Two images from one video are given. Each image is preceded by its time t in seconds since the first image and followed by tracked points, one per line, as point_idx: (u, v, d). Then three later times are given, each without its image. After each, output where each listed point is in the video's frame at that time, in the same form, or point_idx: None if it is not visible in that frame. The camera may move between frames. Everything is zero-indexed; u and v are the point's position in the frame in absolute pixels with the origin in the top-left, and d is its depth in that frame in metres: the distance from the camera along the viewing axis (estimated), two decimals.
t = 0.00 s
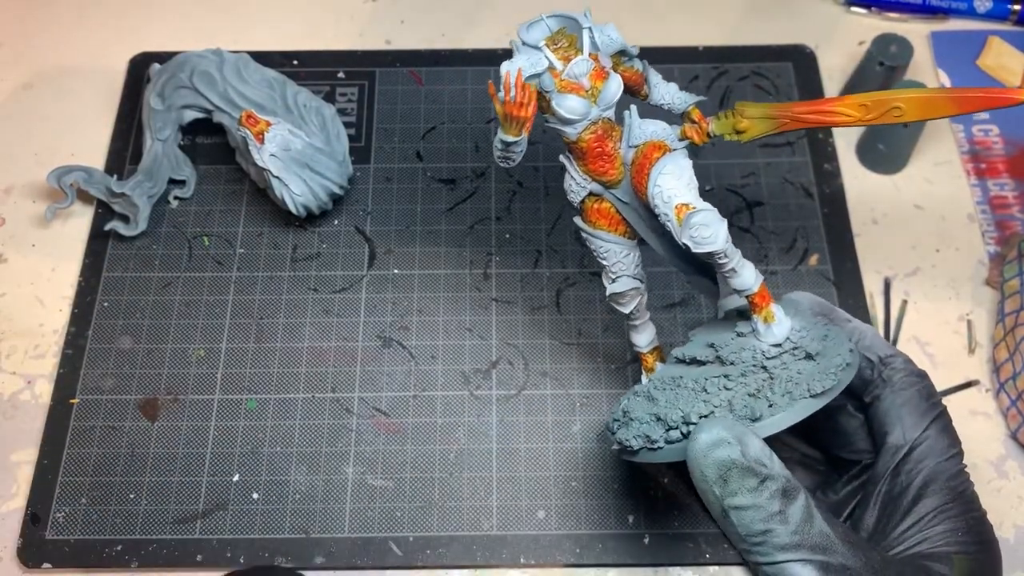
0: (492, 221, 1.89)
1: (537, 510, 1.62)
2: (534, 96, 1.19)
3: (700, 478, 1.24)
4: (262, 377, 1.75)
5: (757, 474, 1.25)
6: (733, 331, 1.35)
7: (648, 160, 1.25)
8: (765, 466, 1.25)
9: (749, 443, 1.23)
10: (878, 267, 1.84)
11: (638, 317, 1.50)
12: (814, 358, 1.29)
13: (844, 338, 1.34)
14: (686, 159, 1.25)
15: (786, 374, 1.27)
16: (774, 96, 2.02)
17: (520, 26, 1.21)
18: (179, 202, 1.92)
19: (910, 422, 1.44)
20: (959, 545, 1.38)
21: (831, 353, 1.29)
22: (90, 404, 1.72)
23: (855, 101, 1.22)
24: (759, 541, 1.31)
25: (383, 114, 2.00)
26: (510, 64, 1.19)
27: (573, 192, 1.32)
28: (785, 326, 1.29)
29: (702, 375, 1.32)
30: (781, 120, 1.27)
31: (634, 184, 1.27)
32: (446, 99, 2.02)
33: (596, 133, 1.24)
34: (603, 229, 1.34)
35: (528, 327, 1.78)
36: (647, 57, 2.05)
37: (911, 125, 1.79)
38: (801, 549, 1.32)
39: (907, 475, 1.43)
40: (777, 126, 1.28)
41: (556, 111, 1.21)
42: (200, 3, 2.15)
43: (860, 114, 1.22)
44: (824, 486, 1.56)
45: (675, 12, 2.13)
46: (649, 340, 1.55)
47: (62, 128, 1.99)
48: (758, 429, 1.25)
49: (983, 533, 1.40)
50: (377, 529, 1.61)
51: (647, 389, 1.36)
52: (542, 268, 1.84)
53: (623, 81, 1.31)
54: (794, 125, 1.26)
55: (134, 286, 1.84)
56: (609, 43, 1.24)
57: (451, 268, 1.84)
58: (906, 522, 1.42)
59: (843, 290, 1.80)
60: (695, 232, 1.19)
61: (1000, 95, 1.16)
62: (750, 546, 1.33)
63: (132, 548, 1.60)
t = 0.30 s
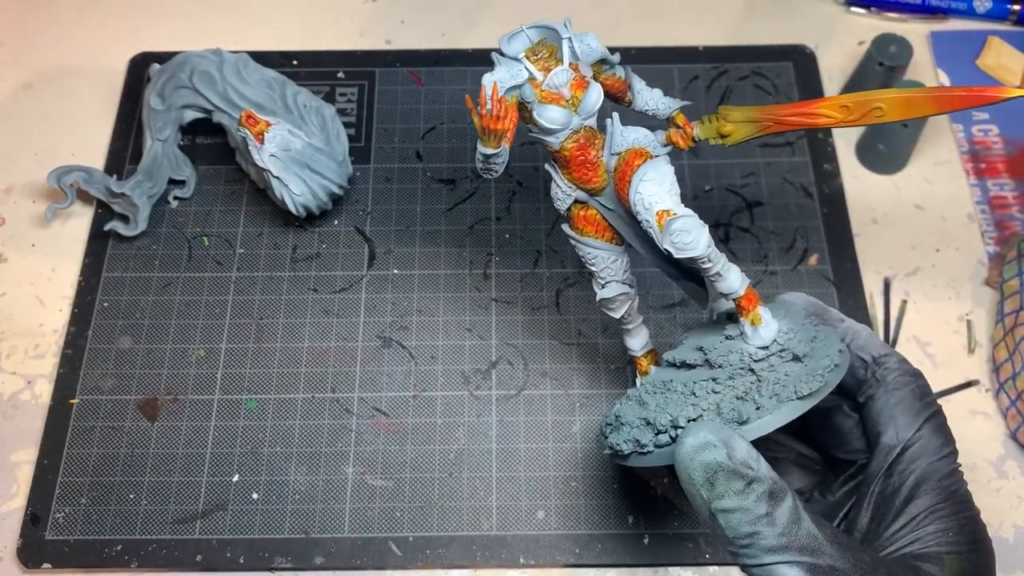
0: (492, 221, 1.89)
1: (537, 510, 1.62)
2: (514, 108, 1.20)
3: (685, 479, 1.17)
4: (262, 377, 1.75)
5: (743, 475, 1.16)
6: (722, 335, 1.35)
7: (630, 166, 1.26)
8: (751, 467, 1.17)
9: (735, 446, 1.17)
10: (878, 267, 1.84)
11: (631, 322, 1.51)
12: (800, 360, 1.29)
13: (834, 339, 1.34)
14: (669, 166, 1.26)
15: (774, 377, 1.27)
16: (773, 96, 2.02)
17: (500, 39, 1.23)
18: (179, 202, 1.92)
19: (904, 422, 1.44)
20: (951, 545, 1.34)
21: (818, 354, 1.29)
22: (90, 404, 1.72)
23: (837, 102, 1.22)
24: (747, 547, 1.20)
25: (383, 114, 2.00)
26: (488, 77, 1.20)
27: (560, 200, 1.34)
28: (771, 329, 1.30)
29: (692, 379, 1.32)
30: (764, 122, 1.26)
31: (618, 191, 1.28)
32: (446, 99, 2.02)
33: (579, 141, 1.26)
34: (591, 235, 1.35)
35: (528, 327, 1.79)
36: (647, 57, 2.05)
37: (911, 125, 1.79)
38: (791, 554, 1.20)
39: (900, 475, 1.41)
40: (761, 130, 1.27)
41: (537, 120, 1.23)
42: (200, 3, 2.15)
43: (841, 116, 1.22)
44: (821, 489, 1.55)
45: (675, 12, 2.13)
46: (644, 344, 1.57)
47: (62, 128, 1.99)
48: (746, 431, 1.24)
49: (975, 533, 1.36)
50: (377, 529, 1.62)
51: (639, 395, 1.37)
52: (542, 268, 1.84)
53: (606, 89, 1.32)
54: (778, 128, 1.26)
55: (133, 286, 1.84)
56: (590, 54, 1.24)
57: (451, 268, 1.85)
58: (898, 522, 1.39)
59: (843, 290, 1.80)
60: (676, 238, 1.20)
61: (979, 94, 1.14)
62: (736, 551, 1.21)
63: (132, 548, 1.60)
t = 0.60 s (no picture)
0: (492, 221, 1.89)
1: (537, 510, 1.62)
2: (513, 108, 1.20)
3: (682, 477, 1.18)
4: (262, 377, 1.75)
5: (738, 473, 1.16)
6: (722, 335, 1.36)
7: (629, 166, 1.26)
8: (747, 465, 1.17)
9: (731, 444, 1.17)
10: (878, 267, 1.83)
11: (632, 320, 1.51)
12: (799, 359, 1.29)
13: (833, 339, 1.34)
14: (666, 165, 1.25)
15: (771, 376, 1.27)
16: (773, 96, 2.02)
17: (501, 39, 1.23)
18: (179, 202, 1.92)
19: (903, 421, 1.44)
20: (948, 546, 1.32)
21: (816, 354, 1.29)
22: (90, 404, 1.72)
23: (836, 102, 1.22)
24: (743, 545, 1.19)
25: (383, 114, 2.00)
26: (488, 76, 1.19)
27: (561, 199, 1.34)
28: (770, 329, 1.30)
29: (691, 378, 1.32)
30: (764, 123, 1.26)
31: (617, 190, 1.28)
32: (446, 99, 2.02)
33: (578, 141, 1.26)
34: (591, 234, 1.35)
35: (528, 327, 1.78)
36: (647, 57, 2.05)
37: (911, 125, 1.79)
38: (786, 552, 1.19)
39: (899, 475, 1.41)
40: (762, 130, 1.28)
41: (537, 120, 1.23)
42: (200, 3, 2.15)
43: (841, 115, 1.23)
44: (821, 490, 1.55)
45: (675, 12, 2.13)
46: (645, 342, 1.56)
47: (62, 128, 1.99)
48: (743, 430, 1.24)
49: (973, 534, 1.35)
50: (377, 529, 1.61)
51: (638, 394, 1.37)
52: (542, 268, 1.84)
53: (607, 89, 1.33)
54: (778, 128, 1.26)
55: (133, 286, 1.84)
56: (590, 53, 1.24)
57: (451, 268, 1.84)
58: (895, 522, 1.38)
59: (843, 290, 1.80)
60: (673, 237, 1.20)
61: (978, 94, 1.14)
62: (733, 548, 1.20)
63: (132, 548, 1.60)
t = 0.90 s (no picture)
0: (492, 221, 1.89)
1: (537, 510, 1.62)
2: (519, 104, 1.20)
3: (687, 476, 1.17)
4: (262, 377, 1.75)
5: (743, 471, 1.16)
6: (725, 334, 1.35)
7: (635, 164, 1.26)
8: (751, 464, 1.17)
9: (737, 443, 1.17)
10: (878, 267, 1.83)
11: (635, 318, 1.51)
12: (803, 358, 1.29)
13: (836, 338, 1.35)
14: (673, 163, 1.25)
15: (775, 374, 1.27)
16: (773, 96, 2.02)
17: (507, 36, 1.23)
18: (179, 202, 1.92)
19: (903, 421, 1.44)
20: (949, 546, 1.33)
21: (820, 353, 1.29)
22: (89, 404, 1.72)
23: (840, 102, 1.22)
24: (746, 543, 1.19)
25: (383, 114, 2.00)
26: (495, 73, 1.20)
27: (565, 197, 1.34)
28: (774, 328, 1.30)
29: (693, 376, 1.32)
30: (770, 122, 1.27)
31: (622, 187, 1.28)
32: (446, 99, 2.02)
33: (584, 137, 1.25)
34: (596, 232, 1.35)
35: (528, 327, 1.78)
36: (647, 58, 2.05)
37: (911, 126, 1.79)
38: (789, 551, 1.20)
39: (899, 475, 1.41)
40: (765, 129, 1.28)
41: (543, 117, 1.23)
42: (200, 3, 2.15)
43: (845, 115, 1.23)
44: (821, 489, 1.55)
45: (675, 11, 2.13)
46: (647, 340, 1.57)
47: (62, 128, 1.99)
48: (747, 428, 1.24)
49: (974, 534, 1.35)
50: (377, 529, 1.61)
51: (640, 392, 1.37)
52: (542, 268, 1.84)
53: (611, 87, 1.32)
54: (782, 127, 1.26)
55: (134, 286, 1.84)
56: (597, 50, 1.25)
57: (451, 268, 1.84)
58: (896, 522, 1.38)
59: (843, 290, 1.80)
60: (678, 235, 1.19)
61: (981, 95, 1.14)
62: (736, 547, 1.20)
63: (132, 548, 1.60)
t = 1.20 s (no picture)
0: (492, 221, 1.89)
1: (537, 510, 1.62)
2: (515, 102, 1.21)
3: (683, 470, 1.18)
4: (262, 377, 1.75)
5: (739, 466, 1.16)
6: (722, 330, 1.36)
7: (631, 161, 1.26)
8: (747, 459, 1.17)
9: (732, 437, 1.17)
10: (877, 266, 1.84)
11: (632, 317, 1.52)
12: (799, 354, 1.28)
13: (833, 334, 1.34)
14: (668, 160, 1.26)
15: (771, 370, 1.27)
16: (773, 96, 2.02)
17: (504, 35, 1.23)
18: (179, 202, 1.92)
19: (901, 418, 1.44)
20: (945, 540, 1.33)
21: (817, 348, 1.29)
22: (89, 404, 1.72)
23: (835, 98, 1.22)
24: (742, 537, 1.19)
25: (383, 114, 2.00)
26: (492, 71, 1.20)
27: (561, 194, 1.34)
28: (769, 323, 1.31)
29: (690, 372, 1.32)
30: (765, 119, 1.27)
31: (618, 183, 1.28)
32: (446, 99, 2.02)
33: (581, 135, 1.26)
34: (592, 230, 1.35)
35: (528, 327, 1.78)
36: (647, 58, 2.05)
37: (911, 125, 1.79)
38: (786, 545, 1.19)
39: (896, 470, 1.41)
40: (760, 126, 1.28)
41: (539, 115, 1.23)
42: (200, 3, 2.15)
43: (840, 111, 1.23)
44: (818, 486, 1.55)
45: (675, 11, 2.13)
46: (645, 338, 1.57)
47: (63, 128, 1.99)
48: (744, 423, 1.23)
49: (970, 529, 1.35)
50: (377, 529, 1.61)
51: (639, 388, 1.37)
52: (542, 268, 1.84)
53: (607, 85, 1.32)
54: (778, 124, 1.26)
55: (133, 286, 1.84)
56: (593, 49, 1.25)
57: (451, 268, 1.85)
58: (893, 517, 1.38)
59: (843, 290, 1.80)
60: (675, 231, 1.20)
61: (976, 90, 1.14)
62: (733, 541, 1.21)
63: (132, 548, 1.60)
